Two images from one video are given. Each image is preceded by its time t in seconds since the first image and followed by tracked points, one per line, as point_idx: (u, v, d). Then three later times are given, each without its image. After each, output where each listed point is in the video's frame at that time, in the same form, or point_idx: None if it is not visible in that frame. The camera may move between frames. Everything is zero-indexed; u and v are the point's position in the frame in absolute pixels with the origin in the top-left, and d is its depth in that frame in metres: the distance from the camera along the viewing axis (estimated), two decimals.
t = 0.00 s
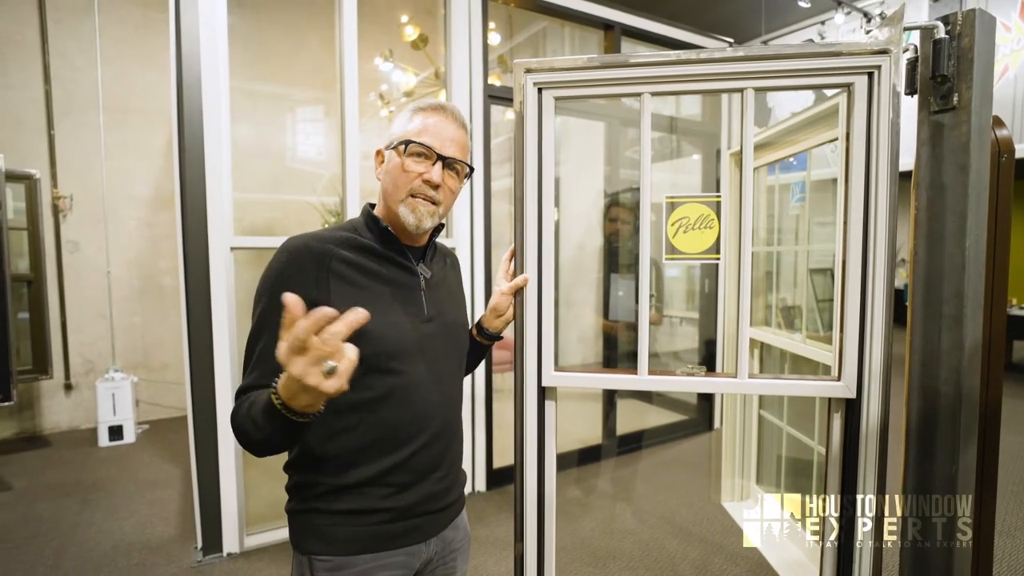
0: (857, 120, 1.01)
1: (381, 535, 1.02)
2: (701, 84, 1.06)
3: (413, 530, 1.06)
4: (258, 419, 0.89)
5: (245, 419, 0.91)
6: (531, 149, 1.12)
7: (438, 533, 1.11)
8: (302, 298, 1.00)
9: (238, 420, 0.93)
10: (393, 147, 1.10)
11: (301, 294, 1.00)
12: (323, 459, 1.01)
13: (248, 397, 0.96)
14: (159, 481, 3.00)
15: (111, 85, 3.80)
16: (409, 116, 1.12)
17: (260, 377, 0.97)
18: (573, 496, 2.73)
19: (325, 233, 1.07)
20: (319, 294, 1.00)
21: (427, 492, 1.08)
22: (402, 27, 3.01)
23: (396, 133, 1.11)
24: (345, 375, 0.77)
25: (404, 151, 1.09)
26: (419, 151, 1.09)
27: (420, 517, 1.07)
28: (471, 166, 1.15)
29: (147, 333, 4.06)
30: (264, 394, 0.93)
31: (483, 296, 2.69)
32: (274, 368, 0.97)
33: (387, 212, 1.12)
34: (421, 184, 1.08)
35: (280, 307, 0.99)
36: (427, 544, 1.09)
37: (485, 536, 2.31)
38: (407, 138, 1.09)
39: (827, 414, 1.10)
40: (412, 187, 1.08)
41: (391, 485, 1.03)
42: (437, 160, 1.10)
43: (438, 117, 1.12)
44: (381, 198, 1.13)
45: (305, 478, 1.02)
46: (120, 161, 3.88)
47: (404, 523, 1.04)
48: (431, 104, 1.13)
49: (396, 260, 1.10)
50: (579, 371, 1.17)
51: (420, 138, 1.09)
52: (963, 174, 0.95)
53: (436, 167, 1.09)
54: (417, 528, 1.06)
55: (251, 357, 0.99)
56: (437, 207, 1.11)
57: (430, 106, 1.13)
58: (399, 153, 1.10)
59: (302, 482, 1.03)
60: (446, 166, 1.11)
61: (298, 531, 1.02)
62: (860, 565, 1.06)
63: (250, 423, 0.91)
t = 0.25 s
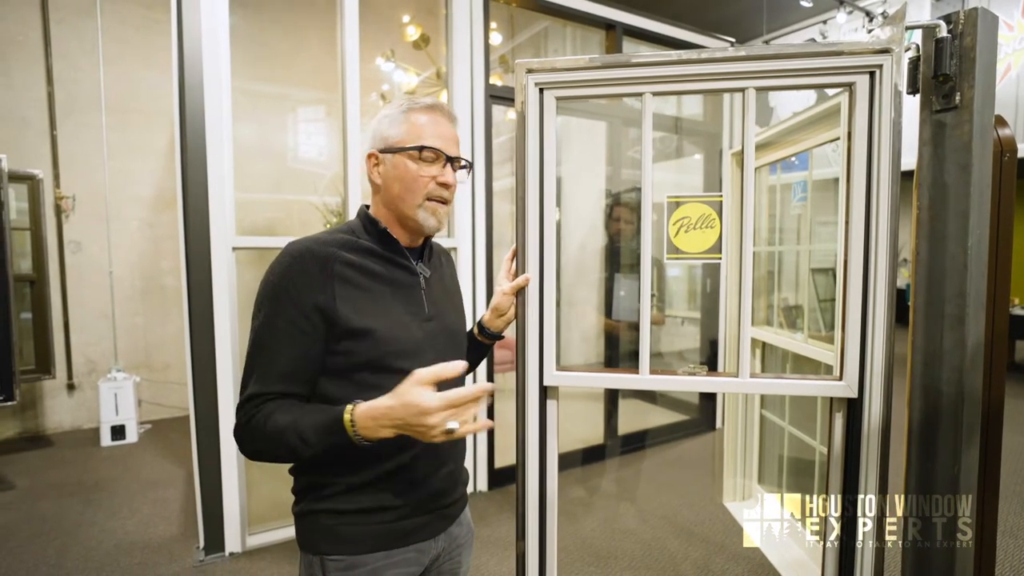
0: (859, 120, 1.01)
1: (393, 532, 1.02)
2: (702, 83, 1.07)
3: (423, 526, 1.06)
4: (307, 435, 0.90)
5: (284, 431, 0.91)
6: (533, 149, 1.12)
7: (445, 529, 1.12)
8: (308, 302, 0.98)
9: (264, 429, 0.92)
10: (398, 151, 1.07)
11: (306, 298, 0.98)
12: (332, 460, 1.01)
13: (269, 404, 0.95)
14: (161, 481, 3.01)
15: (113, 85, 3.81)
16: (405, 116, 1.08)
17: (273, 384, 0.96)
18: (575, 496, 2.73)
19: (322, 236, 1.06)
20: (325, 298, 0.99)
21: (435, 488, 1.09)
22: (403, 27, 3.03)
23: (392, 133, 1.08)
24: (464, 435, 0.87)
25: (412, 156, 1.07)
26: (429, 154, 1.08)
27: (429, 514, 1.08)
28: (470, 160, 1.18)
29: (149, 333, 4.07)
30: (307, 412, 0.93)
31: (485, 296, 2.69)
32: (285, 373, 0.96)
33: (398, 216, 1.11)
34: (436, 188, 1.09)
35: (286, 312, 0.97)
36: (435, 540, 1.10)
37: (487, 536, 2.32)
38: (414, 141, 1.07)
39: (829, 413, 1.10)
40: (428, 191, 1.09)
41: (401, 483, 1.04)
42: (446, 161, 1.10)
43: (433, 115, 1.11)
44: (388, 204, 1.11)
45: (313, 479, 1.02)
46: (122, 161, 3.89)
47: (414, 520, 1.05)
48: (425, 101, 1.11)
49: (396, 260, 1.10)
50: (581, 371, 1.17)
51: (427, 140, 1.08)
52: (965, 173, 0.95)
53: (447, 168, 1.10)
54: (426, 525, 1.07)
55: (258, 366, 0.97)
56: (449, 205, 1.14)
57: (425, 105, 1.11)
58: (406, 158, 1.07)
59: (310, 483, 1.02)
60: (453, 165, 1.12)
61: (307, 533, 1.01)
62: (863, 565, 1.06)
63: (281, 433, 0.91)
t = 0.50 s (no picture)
0: (859, 120, 1.01)
1: (404, 529, 1.02)
2: (702, 83, 1.07)
3: (433, 522, 1.07)
4: (372, 423, 0.94)
5: (343, 427, 0.94)
6: (533, 149, 1.12)
7: (453, 524, 1.13)
8: (320, 303, 0.97)
9: (309, 429, 0.93)
10: (406, 157, 1.07)
11: (317, 299, 0.97)
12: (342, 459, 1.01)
13: (306, 405, 0.94)
14: (162, 480, 3.02)
15: (114, 85, 3.81)
16: (406, 120, 1.08)
17: (304, 385, 0.95)
18: (575, 495, 2.73)
19: (319, 238, 1.04)
20: (336, 297, 0.99)
21: (444, 484, 1.09)
22: (404, 27, 3.05)
23: (397, 137, 1.07)
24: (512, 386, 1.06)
25: (422, 161, 1.07)
26: (437, 158, 1.09)
27: (439, 509, 1.08)
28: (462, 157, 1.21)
29: (150, 333, 4.08)
30: (359, 402, 0.96)
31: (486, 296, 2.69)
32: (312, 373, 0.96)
33: (409, 218, 1.12)
34: (445, 189, 1.12)
35: (301, 314, 0.96)
36: (442, 536, 1.10)
37: (488, 536, 2.32)
38: (422, 146, 1.08)
39: (829, 413, 1.10)
40: (439, 193, 1.11)
41: (411, 479, 1.04)
42: (451, 162, 1.13)
43: (432, 116, 1.11)
44: (396, 209, 1.11)
45: (323, 480, 1.02)
46: (124, 161, 3.90)
47: (425, 516, 1.05)
48: (420, 104, 1.11)
49: (394, 259, 1.10)
50: (581, 371, 1.17)
51: (433, 144, 1.09)
52: (966, 173, 0.95)
53: (452, 169, 1.13)
54: (435, 521, 1.07)
55: (280, 371, 0.95)
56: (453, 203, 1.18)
57: (421, 107, 1.11)
58: (415, 162, 1.07)
59: (321, 483, 1.02)
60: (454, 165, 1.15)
61: (318, 534, 1.01)
62: (863, 565, 1.06)
63: (337, 432, 0.93)
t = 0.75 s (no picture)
0: (860, 120, 1.01)
1: (410, 526, 1.03)
2: (703, 83, 1.07)
3: (438, 519, 1.07)
4: (414, 406, 0.96)
5: (386, 414, 0.94)
6: (535, 148, 1.12)
7: (457, 522, 1.13)
8: (334, 302, 0.97)
9: (354, 422, 0.93)
10: (410, 164, 1.06)
11: (332, 297, 0.97)
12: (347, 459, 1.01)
13: (346, 400, 0.94)
14: (164, 480, 3.02)
15: (116, 86, 3.82)
16: (411, 126, 1.07)
17: (336, 381, 0.95)
18: (577, 495, 2.73)
19: (322, 240, 1.04)
20: (348, 295, 0.99)
21: (448, 481, 1.10)
22: (405, 28, 3.05)
23: (400, 143, 1.06)
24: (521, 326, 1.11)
25: (426, 168, 1.07)
26: (440, 165, 1.09)
27: (444, 506, 1.09)
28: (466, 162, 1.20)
29: (152, 333, 4.09)
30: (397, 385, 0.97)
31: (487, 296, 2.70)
32: (342, 370, 0.96)
33: (410, 223, 1.12)
34: (448, 196, 1.12)
35: (320, 312, 0.95)
36: (447, 533, 1.11)
37: (489, 536, 2.32)
38: (426, 154, 1.07)
39: (830, 413, 1.10)
40: (442, 201, 1.11)
41: (416, 477, 1.04)
42: (455, 169, 1.12)
43: (438, 122, 1.10)
44: (399, 214, 1.11)
45: (328, 479, 1.02)
46: (126, 161, 3.91)
47: (431, 513, 1.06)
48: (426, 110, 1.10)
49: (397, 260, 1.10)
50: (583, 370, 1.17)
51: (438, 151, 1.08)
52: (968, 172, 0.94)
53: (455, 176, 1.13)
54: (440, 518, 1.08)
55: (314, 370, 0.94)
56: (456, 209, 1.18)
57: (427, 113, 1.10)
58: (419, 169, 1.07)
59: (327, 483, 1.02)
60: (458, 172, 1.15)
61: (324, 532, 1.01)
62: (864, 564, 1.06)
63: (381, 421, 0.94)
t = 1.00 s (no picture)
0: (862, 119, 1.01)
1: (409, 527, 1.03)
2: (705, 83, 1.07)
3: (437, 520, 1.07)
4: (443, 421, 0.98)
5: (416, 422, 0.95)
6: (536, 148, 1.12)
7: (456, 522, 1.13)
8: (347, 301, 0.97)
9: (382, 425, 0.94)
10: (396, 158, 1.07)
11: (345, 296, 0.97)
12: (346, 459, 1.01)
13: (369, 401, 0.95)
14: (166, 479, 3.03)
15: (118, 86, 3.83)
16: (405, 121, 1.07)
17: (353, 382, 0.95)
18: (579, 495, 2.73)
19: (332, 236, 1.04)
20: (360, 294, 0.99)
21: (448, 483, 1.10)
22: (406, 28, 3.07)
23: (393, 137, 1.07)
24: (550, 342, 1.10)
25: (411, 163, 1.06)
26: (428, 162, 1.07)
27: (443, 507, 1.09)
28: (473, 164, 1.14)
29: (154, 333, 4.10)
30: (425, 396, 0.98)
31: (488, 296, 2.70)
32: (358, 370, 0.96)
33: (398, 219, 1.11)
34: (434, 196, 1.08)
35: (334, 310, 0.95)
36: (446, 533, 1.11)
37: (491, 536, 2.32)
38: (413, 149, 1.06)
39: (832, 413, 1.10)
40: (427, 199, 1.08)
41: (416, 478, 1.04)
42: (447, 168, 1.08)
43: (435, 119, 1.09)
44: (388, 207, 1.12)
45: (327, 478, 1.02)
46: (127, 162, 3.91)
47: (430, 514, 1.06)
48: (428, 106, 1.09)
49: (404, 262, 1.11)
50: (585, 370, 1.17)
51: (426, 148, 1.06)
52: (969, 171, 0.94)
53: (447, 175, 1.09)
54: (440, 518, 1.08)
55: (331, 368, 0.94)
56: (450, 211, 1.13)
57: (427, 109, 1.09)
58: (406, 164, 1.06)
59: (326, 482, 1.02)
60: (454, 172, 1.10)
61: (323, 530, 1.01)
62: (865, 564, 1.06)
63: (409, 427, 0.95)
